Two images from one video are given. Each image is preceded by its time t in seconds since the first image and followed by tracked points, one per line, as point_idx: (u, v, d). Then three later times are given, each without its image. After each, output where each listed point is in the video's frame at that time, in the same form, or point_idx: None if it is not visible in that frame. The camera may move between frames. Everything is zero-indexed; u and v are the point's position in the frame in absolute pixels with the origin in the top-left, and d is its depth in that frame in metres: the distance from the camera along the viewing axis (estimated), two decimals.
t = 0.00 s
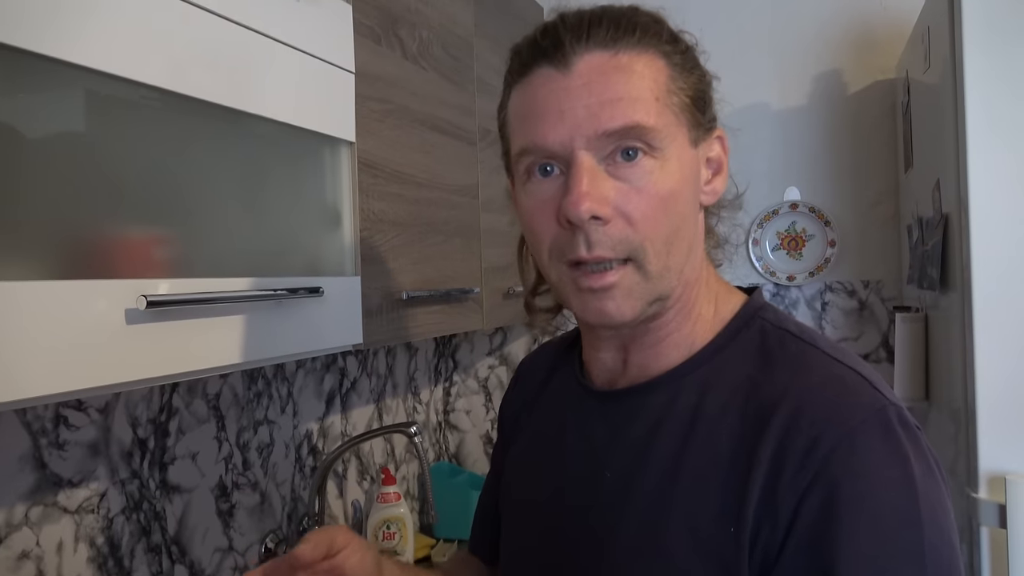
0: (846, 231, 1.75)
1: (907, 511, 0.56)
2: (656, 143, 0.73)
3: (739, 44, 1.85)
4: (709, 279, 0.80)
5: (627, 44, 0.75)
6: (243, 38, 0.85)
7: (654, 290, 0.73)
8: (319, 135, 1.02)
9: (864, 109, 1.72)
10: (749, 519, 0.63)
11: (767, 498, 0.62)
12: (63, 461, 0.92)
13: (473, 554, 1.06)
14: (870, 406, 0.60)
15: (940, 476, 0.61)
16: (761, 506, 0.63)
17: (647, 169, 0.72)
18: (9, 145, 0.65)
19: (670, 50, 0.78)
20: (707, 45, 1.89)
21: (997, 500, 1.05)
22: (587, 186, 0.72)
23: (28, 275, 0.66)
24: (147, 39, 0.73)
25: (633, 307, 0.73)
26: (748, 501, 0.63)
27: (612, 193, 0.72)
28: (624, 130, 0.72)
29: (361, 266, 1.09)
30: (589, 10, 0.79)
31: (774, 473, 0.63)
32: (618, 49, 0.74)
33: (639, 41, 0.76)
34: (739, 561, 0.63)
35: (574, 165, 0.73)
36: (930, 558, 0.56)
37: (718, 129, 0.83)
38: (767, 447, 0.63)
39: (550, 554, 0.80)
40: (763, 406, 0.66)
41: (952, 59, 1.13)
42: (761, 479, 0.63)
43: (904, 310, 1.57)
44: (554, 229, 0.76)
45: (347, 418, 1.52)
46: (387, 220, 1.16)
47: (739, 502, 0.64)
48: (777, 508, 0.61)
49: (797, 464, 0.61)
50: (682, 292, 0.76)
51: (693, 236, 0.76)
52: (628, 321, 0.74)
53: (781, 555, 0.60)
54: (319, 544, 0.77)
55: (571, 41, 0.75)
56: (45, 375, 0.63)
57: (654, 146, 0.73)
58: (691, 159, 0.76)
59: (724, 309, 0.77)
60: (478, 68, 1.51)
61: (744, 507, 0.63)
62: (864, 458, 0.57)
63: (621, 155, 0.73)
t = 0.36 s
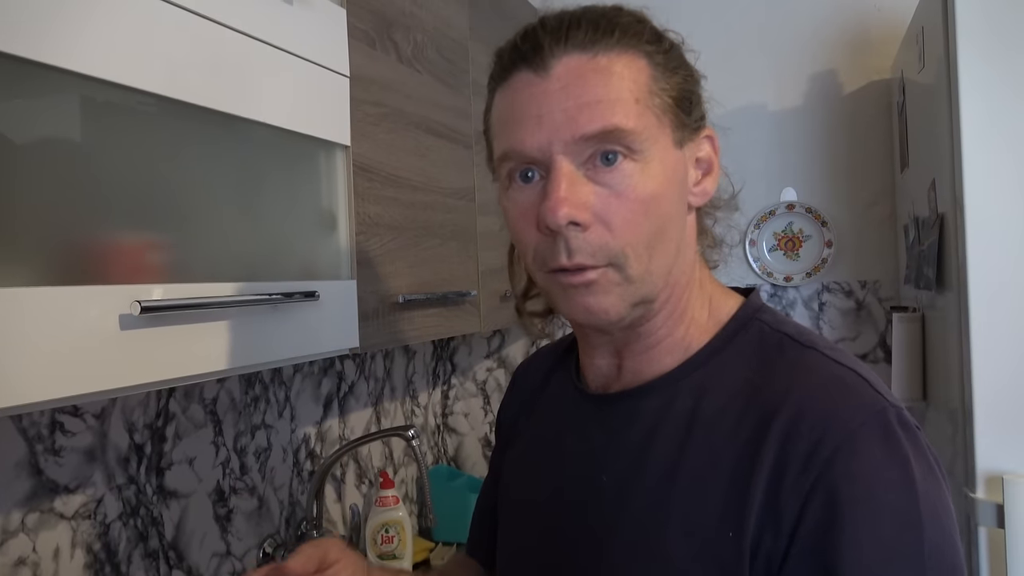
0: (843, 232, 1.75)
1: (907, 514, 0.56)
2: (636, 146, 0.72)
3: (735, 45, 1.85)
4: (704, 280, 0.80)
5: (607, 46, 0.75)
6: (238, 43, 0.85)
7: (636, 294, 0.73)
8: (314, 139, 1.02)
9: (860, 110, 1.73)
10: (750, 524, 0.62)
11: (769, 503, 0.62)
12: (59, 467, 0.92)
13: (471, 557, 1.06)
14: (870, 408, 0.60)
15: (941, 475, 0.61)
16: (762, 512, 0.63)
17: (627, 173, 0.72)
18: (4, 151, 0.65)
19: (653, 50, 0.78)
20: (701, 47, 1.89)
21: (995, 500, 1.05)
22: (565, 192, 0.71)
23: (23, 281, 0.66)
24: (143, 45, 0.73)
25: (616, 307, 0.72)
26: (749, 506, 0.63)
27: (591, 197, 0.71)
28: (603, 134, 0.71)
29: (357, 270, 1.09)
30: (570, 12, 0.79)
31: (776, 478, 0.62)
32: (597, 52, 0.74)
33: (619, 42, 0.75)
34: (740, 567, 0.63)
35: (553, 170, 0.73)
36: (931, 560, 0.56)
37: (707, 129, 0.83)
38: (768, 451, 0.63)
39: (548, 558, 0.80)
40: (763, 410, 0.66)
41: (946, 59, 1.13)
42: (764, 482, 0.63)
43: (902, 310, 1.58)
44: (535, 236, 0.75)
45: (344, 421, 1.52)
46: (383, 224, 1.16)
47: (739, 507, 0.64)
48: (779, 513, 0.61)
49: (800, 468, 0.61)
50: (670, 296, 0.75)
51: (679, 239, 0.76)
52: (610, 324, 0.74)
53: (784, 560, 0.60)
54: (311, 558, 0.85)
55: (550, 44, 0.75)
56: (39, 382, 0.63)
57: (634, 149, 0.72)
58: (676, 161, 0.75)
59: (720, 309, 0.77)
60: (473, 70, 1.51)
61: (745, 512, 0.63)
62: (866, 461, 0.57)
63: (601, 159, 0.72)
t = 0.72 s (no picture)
0: (840, 234, 1.76)
1: (899, 526, 0.57)
2: (558, 189, 0.68)
3: (732, 48, 1.86)
4: (697, 288, 0.78)
5: (522, 85, 0.70)
6: (234, 48, 0.85)
7: (586, 327, 0.72)
8: (310, 144, 1.02)
9: (856, 113, 1.73)
10: (741, 532, 0.63)
11: (761, 512, 0.63)
12: (56, 473, 0.92)
13: (468, 562, 1.06)
14: (864, 420, 0.60)
15: (935, 484, 0.62)
16: (753, 521, 0.63)
17: (554, 219, 0.68)
18: None
19: (577, 77, 0.72)
20: (696, 50, 1.90)
21: (992, 502, 1.05)
22: (488, 244, 0.70)
23: (18, 287, 0.66)
24: (139, 51, 0.73)
25: (563, 340, 0.73)
26: (741, 516, 0.64)
27: (515, 246, 0.70)
28: (515, 186, 0.68)
29: (353, 275, 1.09)
30: (497, 47, 0.75)
31: (768, 487, 0.63)
32: (510, 95, 0.70)
33: (535, 78, 0.70)
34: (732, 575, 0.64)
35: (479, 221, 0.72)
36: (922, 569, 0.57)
37: (668, 139, 0.74)
38: (760, 461, 0.64)
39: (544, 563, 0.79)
40: (757, 420, 0.66)
41: (941, 62, 1.14)
42: (756, 488, 0.64)
43: (899, 312, 1.58)
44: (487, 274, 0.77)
45: (342, 426, 1.52)
46: (380, 228, 1.16)
47: (730, 516, 0.65)
48: (772, 523, 0.62)
49: (793, 476, 0.61)
50: (635, 322, 0.73)
51: (632, 270, 0.71)
52: (568, 352, 0.75)
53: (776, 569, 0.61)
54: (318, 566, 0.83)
55: (470, 92, 0.72)
56: (34, 387, 0.63)
57: (557, 192, 0.68)
58: (614, 191, 0.70)
59: (711, 318, 0.75)
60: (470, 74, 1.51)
61: (737, 521, 0.64)
62: (858, 474, 0.58)
63: (522, 207, 0.69)
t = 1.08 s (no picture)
0: (839, 235, 1.75)
1: (896, 512, 0.56)
2: (553, 202, 0.68)
3: (731, 49, 1.86)
4: (698, 290, 0.78)
5: (516, 97, 0.70)
6: (232, 50, 0.85)
7: (584, 337, 0.73)
8: (309, 146, 1.02)
9: (855, 114, 1.73)
10: (734, 529, 0.63)
11: (753, 508, 0.63)
12: (54, 475, 0.91)
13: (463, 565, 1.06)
14: (859, 417, 0.60)
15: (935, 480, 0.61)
16: (745, 518, 0.64)
17: (550, 232, 0.68)
18: None
19: (570, 88, 0.71)
20: (695, 51, 1.90)
21: (992, 504, 1.05)
22: (485, 255, 0.70)
23: (15, 289, 0.65)
24: (138, 53, 0.73)
25: (561, 350, 0.74)
26: (733, 512, 0.64)
27: (512, 257, 0.71)
28: (510, 199, 0.68)
29: (352, 276, 1.09)
30: (491, 58, 0.75)
31: (759, 483, 0.63)
32: (504, 108, 0.70)
33: (530, 90, 0.70)
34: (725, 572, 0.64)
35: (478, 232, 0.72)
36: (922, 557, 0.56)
37: (665, 148, 0.74)
38: (749, 459, 0.64)
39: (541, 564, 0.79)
40: (749, 419, 0.66)
41: (940, 63, 1.14)
42: (745, 487, 0.64)
43: (899, 313, 1.57)
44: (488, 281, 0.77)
45: (342, 428, 1.52)
46: (378, 230, 1.16)
47: (722, 513, 0.65)
48: (763, 520, 0.62)
49: (781, 473, 0.62)
50: (632, 329, 0.74)
51: (629, 279, 0.71)
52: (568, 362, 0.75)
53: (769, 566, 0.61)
54: None
55: (464, 104, 0.72)
56: (33, 390, 0.63)
57: (552, 205, 0.68)
58: (610, 202, 0.70)
59: (711, 318, 0.75)
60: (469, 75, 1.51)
61: (729, 518, 0.64)
62: (852, 468, 0.58)
63: (519, 219, 0.69)
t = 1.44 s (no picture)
0: (840, 236, 1.75)
1: (890, 536, 0.56)
2: (547, 193, 0.68)
3: (731, 50, 1.85)
4: (694, 293, 0.77)
5: (511, 89, 0.70)
6: (233, 51, 0.85)
7: (576, 331, 0.72)
8: (310, 147, 1.02)
9: (856, 114, 1.73)
10: (727, 541, 0.63)
11: (746, 523, 0.63)
12: (54, 476, 0.91)
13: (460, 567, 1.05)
14: (854, 430, 0.60)
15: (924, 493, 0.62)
16: (739, 531, 0.63)
17: (543, 222, 0.68)
18: None
19: (565, 81, 0.71)
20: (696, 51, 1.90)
21: (994, 505, 1.05)
22: (478, 246, 0.70)
23: (14, 290, 0.65)
24: (139, 54, 0.73)
25: (554, 343, 0.73)
26: (725, 525, 0.63)
27: (506, 249, 0.70)
28: (503, 189, 0.68)
29: (351, 277, 1.09)
30: (487, 51, 0.75)
31: (753, 497, 0.62)
32: (499, 99, 0.70)
33: (525, 82, 0.70)
34: None
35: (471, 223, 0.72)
36: None
37: (660, 142, 0.74)
38: (746, 470, 0.63)
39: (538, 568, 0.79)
40: (742, 426, 0.66)
41: (941, 63, 1.13)
42: (739, 501, 0.63)
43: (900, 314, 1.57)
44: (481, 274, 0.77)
45: (342, 429, 1.52)
46: (378, 231, 1.16)
47: (715, 523, 0.65)
48: (757, 537, 0.62)
49: (777, 491, 0.61)
50: (627, 325, 0.73)
51: (623, 274, 0.71)
52: (561, 356, 0.75)
53: None
54: None
55: (460, 96, 0.72)
56: (32, 390, 0.63)
57: (546, 197, 0.68)
58: (604, 196, 0.69)
59: (705, 323, 0.75)
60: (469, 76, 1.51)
61: (722, 531, 0.63)
62: (848, 487, 0.58)
63: (513, 211, 0.69)
